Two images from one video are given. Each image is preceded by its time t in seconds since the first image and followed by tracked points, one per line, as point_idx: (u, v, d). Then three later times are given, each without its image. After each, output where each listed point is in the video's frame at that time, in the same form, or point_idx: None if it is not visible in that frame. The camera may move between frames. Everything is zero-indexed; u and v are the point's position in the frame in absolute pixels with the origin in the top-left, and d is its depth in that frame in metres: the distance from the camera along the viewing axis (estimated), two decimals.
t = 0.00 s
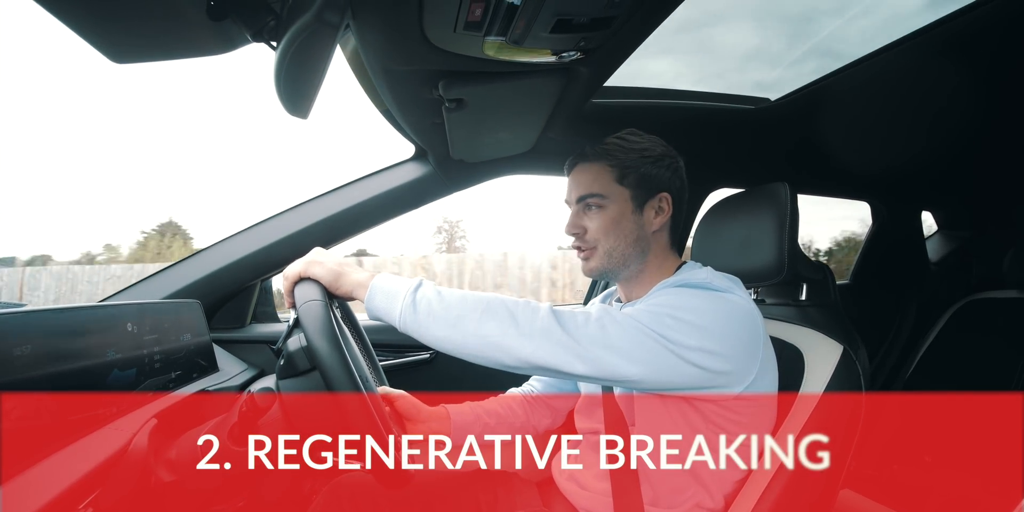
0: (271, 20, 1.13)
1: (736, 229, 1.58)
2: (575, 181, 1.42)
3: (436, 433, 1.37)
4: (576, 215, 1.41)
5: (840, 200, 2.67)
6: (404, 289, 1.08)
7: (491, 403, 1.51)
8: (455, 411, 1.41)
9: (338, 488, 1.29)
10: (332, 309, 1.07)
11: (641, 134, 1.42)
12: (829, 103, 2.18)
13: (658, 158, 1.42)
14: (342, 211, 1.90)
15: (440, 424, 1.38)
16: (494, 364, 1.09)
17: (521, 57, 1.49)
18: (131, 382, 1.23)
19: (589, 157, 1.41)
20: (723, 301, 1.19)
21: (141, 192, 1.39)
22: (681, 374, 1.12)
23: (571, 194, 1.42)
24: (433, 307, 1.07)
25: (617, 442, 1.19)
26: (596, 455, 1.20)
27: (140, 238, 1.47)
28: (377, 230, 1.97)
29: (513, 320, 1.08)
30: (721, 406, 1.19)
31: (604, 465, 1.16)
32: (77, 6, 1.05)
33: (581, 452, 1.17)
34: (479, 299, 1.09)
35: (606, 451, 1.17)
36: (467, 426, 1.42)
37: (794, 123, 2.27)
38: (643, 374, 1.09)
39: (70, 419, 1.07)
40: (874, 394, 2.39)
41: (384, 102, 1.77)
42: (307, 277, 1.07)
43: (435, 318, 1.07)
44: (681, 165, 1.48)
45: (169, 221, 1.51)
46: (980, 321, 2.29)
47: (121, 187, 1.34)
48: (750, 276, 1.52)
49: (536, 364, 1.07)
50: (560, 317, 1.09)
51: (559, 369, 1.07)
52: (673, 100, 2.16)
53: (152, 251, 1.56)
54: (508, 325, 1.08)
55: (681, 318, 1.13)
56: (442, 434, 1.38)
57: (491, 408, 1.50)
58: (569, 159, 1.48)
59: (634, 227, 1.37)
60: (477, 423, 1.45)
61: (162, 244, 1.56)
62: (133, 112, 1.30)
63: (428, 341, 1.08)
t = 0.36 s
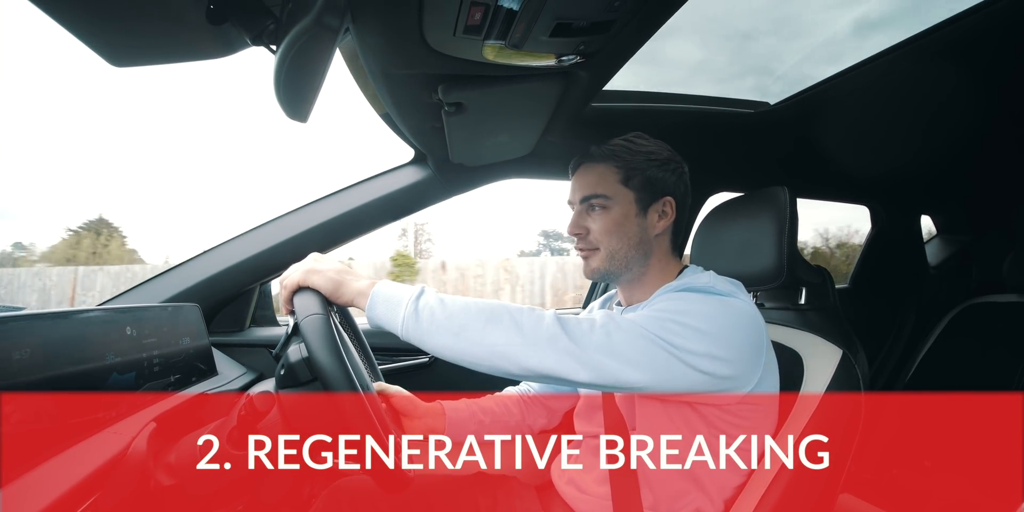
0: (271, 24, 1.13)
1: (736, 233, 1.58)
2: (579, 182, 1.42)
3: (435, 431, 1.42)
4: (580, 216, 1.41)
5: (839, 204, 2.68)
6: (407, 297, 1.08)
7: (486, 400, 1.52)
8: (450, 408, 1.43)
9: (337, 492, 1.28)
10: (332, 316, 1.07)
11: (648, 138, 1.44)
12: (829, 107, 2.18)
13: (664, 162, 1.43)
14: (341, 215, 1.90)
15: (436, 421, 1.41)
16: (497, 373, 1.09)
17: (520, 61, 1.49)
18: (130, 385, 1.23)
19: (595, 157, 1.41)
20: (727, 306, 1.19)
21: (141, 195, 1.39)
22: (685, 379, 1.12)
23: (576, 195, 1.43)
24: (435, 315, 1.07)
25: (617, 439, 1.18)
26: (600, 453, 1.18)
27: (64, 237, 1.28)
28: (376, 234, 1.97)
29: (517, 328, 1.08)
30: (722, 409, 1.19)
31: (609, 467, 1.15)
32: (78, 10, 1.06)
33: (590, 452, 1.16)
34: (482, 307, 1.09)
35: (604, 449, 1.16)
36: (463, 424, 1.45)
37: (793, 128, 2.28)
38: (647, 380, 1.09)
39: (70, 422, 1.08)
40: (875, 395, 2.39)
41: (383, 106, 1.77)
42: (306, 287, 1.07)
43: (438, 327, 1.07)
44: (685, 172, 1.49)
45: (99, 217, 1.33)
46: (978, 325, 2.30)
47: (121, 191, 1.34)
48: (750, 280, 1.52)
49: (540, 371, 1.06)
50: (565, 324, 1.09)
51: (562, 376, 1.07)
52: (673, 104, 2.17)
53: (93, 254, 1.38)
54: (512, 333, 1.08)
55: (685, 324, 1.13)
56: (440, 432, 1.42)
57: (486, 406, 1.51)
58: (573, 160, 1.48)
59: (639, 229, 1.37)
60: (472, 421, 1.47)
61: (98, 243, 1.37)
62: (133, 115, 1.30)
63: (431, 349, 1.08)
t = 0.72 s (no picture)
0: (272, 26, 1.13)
1: (736, 235, 1.58)
2: (580, 184, 1.42)
3: (434, 432, 1.40)
4: (581, 217, 1.41)
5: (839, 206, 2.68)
6: (406, 298, 1.08)
7: (488, 403, 1.52)
8: (450, 410, 1.42)
9: (337, 494, 1.28)
10: (332, 318, 1.07)
11: (648, 140, 1.44)
12: (829, 109, 2.19)
13: (664, 164, 1.43)
14: (340, 217, 1.90)
15: (435, 423, 1.40)
16: (498, 375, 1.09)
17: (520, 63, 1.49)
18: (129, 387, 1.23)
19: (596, 159, 1.41)
20: (728, 309, 1.19)
21: (141, 196, 1.39)
22: (686, 382, 1.12)
23: (576, 197, 1.43)
24: (435, 317, 1.07)
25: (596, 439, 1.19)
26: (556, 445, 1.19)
27: None
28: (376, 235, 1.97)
29: (516, 329, 1.08)
30: (722, 411, 1.19)
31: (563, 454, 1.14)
32: (77, 12, 1.06)
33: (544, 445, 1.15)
34: (483, 310, 1.09)
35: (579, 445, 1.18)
36: (463, 425, 1.44)
37: (793, 130, 2.28)
38: (648, 383, 1.09)
39: (70, 424, 1.07)
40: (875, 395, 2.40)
41: (383, 108, 1.77)
42: (306, 288, 1.08)
43: (438, 328, 1.06)
44: (685, 174, 1.49)
45: (21, 212, 1.19)
46: (977, 326, 2.29)
47: (122, 192, 1.34)
48: (751, 282, 1.52)
49: (540, 373, 1.06)
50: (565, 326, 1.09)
51: (563, 379, 1.06)
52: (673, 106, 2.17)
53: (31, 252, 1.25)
54: (512, 334, 1.08)
55: (686, 326, 1.13)
56: (439, 433, 1.40)
57: (486, 408, 1.50)
58: (573, 161, 1.49)
59: (640, 231, 1.37)
60: (472, 423, 1.46)
61: (28, 239, 1.24)
62: (133, 116, 1.30)
63: (431, 351, 1.07)
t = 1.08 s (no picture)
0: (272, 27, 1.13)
1: (735, 238, 1.59)
2: (580, 187, 1.42)
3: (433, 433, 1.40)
4: (580, 220, 1.41)
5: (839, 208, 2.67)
6: (407, 297, 1.08)
7: (486, 404, 1.52)
8: (450, 412, 1.43)
9: (336, 496, 1.27)
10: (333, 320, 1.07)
11: (647, 143, 1.44)
12: (829, 112, 2.19)
13: (664, 167, 1.44)
14: (340, 219, 1.90)
15: (434, 424, 1.40)
16: (499, 374, 1.09)
17: (520, 66, 1.50)
18: (129, 389, 1.23)
19: (596, 162, 1.41)
20: (728, 310, 1.18)
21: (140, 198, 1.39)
22: (685, 381, 1.12)
23: (576, 200, 1.43)
24: (436, 317, 1.07)
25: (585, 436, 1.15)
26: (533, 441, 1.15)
27: None
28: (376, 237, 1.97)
29: (518, 329, 1.08)
30: (722, 412, 1.19)
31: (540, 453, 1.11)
32: (76, 15, 1.06)
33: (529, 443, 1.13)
34: (484, 310, 1.09)
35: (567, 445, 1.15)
36: (462, 426, 1.44)
37: (793, 133, 2.28)
38: (648, 382, 1.09)
39: (70, 425, 1.07)
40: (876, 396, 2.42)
41: (383, 110, 1.77)
42: (306, 290, 1.08)
43: (439, 328, 1.06)
44: (684, 177, 1.49)
45: None
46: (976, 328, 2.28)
47: (120, 194, 1.35)
48: (750, 285, 1.53)
49: (540, 373, 1.06)
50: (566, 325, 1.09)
51: (564, 379, 1.06)
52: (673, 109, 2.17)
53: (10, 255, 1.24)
54: (513, 333, 1.08)
55: (687, 326, 1.13)
56: (439, 433, 1.41)
57: (486, 410, 1.51)
58: (573, 164, 1.49)
59: (639, 234, 1.37)
60: (472, 424, 1.46)
61: None
62: (131, 119, 1.31)
63: (431, 351, 1.07)
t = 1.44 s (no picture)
0: (271, 30, 1.14)
1: (735, 239, 1.59)
2: (579, 185, 1.42)
3: (430, 431, 1.41)
4: (577, 217, 1.41)
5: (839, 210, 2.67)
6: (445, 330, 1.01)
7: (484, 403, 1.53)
8: (448, 410, 1.43)
9: (336, 500, 1.28)
10: (332, 327, 1.12)
11: (648, 145, 1.44)
12: (829, 112, 2.19)
13: (662, 169, 1.44)
14: (339, 221, 1.90)
15: (432, 422, 1.41)
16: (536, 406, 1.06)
17: (520, 68, 1.50)
18: (129, 391, 1.23)
19: (596, 161, 1.41)
20: (739, 311, 1.19)
21: (139, 200, 1.39)
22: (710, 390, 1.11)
23: (574, 198, 1.43)
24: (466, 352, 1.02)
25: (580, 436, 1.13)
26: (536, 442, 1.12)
27: None
28: (376, 239, 1.97)
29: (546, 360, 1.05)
30: (727, 412, 1.18)
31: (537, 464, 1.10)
32: (76, 18, 1.07)
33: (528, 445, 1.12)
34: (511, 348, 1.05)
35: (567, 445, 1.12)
36: (460, 425, 1.45)
37: (793, 133, 2.28)
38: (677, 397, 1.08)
39: (70, 428, 1.07)
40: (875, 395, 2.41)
41: (383, 112, 1.77)
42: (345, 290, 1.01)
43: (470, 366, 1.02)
44: (682, 181, 1.50)
45: None
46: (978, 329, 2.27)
47: (119, 197, 1.34)
48: (750, 286, 1.53)
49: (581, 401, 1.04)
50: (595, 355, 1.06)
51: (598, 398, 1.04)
52: (673, 110, 2.17)
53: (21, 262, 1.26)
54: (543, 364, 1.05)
55: (704, 334, 1.12)
56: (437, 433, 1.42)
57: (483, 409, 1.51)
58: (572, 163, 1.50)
59: (636, 233, 1.37)
60: (471, 423, 1.47)
61: None
62: (130, 121, 1.31)
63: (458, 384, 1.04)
